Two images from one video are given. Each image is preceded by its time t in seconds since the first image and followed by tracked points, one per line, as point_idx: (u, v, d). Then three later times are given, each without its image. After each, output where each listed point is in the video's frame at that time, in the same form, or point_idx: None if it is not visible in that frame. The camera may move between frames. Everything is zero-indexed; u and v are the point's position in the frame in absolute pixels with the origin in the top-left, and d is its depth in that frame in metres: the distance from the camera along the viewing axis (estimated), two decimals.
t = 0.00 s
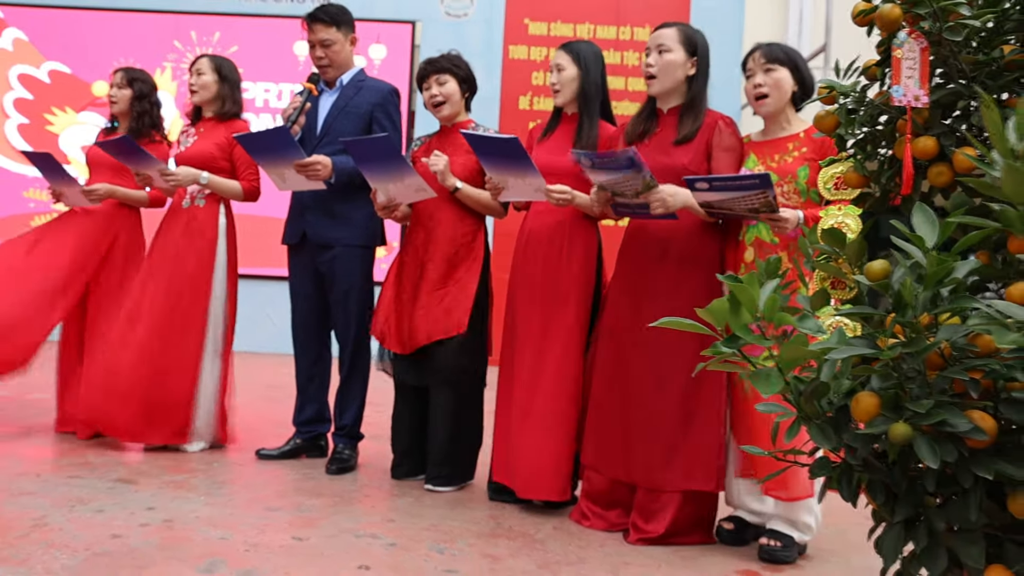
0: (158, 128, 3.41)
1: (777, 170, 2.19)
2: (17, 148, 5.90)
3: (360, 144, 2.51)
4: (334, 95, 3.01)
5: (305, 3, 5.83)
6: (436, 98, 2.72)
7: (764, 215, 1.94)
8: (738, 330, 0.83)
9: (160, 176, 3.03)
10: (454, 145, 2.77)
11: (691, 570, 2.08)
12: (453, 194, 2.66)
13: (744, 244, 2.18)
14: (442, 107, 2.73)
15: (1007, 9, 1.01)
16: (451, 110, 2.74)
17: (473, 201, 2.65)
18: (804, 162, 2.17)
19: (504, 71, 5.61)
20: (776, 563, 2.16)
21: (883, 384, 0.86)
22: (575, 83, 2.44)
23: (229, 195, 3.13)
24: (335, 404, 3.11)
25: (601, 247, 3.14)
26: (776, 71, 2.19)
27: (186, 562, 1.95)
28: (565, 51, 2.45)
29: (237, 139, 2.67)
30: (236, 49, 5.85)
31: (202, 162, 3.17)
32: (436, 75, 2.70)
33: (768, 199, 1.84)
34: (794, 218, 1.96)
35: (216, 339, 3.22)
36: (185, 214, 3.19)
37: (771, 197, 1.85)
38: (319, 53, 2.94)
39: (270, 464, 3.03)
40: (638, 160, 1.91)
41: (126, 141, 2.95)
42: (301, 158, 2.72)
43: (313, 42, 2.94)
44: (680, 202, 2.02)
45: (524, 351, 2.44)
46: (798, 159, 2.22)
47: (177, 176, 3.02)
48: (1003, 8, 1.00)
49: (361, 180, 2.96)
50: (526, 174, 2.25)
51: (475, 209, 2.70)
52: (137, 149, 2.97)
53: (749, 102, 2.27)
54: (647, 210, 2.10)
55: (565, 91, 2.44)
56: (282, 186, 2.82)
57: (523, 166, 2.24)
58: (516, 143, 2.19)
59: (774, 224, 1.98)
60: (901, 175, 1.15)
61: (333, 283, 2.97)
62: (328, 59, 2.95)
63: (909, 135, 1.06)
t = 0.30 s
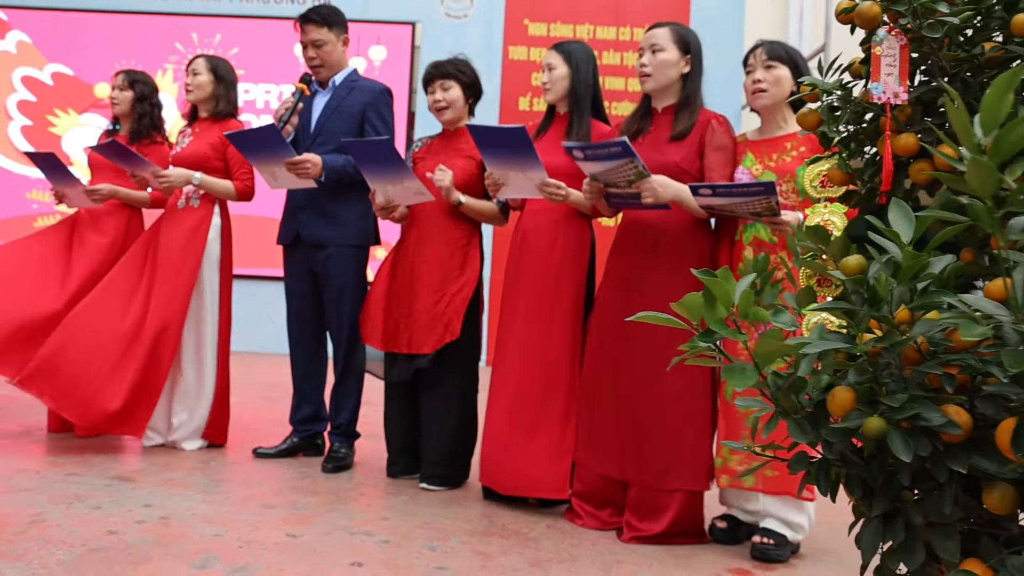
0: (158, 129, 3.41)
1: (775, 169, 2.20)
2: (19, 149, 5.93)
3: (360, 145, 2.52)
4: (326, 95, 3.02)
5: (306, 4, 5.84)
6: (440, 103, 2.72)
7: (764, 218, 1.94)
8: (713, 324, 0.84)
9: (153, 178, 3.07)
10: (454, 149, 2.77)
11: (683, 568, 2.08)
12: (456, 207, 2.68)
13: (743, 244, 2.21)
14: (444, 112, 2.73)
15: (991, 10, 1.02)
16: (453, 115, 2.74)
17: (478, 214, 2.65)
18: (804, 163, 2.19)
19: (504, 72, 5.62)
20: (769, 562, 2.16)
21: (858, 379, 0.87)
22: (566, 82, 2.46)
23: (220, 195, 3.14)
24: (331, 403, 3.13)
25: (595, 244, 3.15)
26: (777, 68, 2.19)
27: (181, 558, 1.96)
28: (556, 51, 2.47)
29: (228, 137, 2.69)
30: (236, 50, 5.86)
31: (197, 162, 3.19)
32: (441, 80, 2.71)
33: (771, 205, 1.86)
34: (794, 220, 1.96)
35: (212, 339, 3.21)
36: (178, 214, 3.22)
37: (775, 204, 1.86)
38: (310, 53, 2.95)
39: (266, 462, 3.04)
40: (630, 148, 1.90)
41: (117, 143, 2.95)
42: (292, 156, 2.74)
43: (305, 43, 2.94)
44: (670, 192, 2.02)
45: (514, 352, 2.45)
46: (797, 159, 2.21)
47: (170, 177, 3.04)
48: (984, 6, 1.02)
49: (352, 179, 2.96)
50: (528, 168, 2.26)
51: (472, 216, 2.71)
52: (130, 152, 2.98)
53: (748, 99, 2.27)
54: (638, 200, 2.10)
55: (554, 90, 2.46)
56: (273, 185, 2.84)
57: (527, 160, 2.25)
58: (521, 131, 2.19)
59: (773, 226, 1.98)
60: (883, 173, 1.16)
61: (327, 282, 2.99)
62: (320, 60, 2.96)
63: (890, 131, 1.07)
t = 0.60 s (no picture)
0: (169, 132, 3.45)
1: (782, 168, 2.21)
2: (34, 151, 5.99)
3: (369, 153, 2.55)
4: (331, 98, 3.05)
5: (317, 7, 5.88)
6: (451, 98, 2.72)
7: (766, 204, 1.94)
8: (699, 320, 0.85)
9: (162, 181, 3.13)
10: (461, 150, 2.78)
11: (683, 567, 2.09)
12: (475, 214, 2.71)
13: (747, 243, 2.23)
14: (454, 107, 2.73)
15: (986, 10, 1.02)
16: (462, 112, 2.74)
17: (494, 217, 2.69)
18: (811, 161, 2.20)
19: (513, 74, 5.64)
20: (770, 562, 2.18)
21: (843, 375, 0.88)
22: (565, 83, 2.51)
23: (229, 195, 3.18)
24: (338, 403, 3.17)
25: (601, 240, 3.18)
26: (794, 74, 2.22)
27: (187, 553, 1.98)
28: (555, 53, 2.52)
29: (234, 135, 2.74)
30: (248, 53, 5.91)
31: (205, 163, 3.23)
32: (458, 77, 2.72)
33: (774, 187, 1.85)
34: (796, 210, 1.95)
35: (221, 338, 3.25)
36: (188, 214, 3.25)
37: (777, 186, 1.86)
38: (315, 56, 2.98)
39: (273, 461, 3.07)
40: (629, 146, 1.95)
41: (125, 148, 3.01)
42: (297, 155, 2.77)
43: (309, 46, 2.98)
44: (669, 190, 2.06)
45: (512, 353, 2.46)
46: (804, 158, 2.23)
47: (178, 179, 3.08)
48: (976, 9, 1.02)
49: (357, 181, 2.99)
50: (538, 164, 2.29)
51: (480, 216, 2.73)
52: (138, 155, 3.04)
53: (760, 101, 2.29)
54: (636, 198, 2.13)
55: (554, 91, 2.51)
56: (279, 185, 2.88)
57: (535, 156, 2.28)
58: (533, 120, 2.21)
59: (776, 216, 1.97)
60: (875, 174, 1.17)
61: (331, 283, 3.02)
62: (323, 63, 2.99)
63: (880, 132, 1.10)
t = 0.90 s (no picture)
0: (207, 138, 3.54)
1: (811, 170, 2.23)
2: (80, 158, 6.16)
3: (404, 156, 2.59)
4: (363, 105, 3.12)
5: (353, 14, 5.98)
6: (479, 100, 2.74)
7: (789, 202, 1.97)
8: (705, 320, 0.89)
9: (203, 185, 3.23)
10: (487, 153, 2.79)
11: (709, 566, 2.12)
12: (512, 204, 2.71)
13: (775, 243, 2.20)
14: (482, 108, 2.73)
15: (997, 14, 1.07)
16: (490, 112, 2.74)
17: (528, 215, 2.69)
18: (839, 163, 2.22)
19: (547, 78, 5.69)
20: (796, 562, 2.20)
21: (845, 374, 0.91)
22: (587, 87, 2.56)
23: (268, 200, 3.27)
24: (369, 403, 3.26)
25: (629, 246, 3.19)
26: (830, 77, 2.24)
27: (225, 546, 2.05)
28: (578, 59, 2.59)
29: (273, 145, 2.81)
30: (286, 60, 6.02)
31: (245, 169, 3.33)
32: (481, 79, 2.73)
33: (795, 183, 1.87)
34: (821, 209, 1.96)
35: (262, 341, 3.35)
36: (228, 218, 3.33)
37: (798, 182, 1.88)
38: (348, 64, 3.08)
39: (308, 459, 3.15)
40: (653, 157, 2.01)
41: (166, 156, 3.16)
42: (335, 163, 2.86)
43: (343, 55, 3.07)
44: (691, 197, 2.11)
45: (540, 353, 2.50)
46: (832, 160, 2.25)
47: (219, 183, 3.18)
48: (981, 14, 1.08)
49: (392, 185, 3.05)
50: (561, 171, 2.33)
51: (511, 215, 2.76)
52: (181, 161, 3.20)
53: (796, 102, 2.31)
54: (659, 205, 2.20)
55: (575, 94, 2.56)
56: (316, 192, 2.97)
57: (557, 160, 2.31)
58: (549, 129, 2.25)
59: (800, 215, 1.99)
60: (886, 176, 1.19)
61: (364, 284, 3.09)
62: (357, 71, 3.09)
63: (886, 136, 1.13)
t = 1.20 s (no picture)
0: (286, 143, 3.71)
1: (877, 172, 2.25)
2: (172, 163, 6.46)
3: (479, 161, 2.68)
4: (438, 109, 3.22)
5: (431, 18, 6.12)
6: (549, 103, 2.82)
7: (857, 208, 1.98)
8: (744, 320, 0.94)
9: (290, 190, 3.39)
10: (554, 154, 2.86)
11: (773, 563, 2.15)
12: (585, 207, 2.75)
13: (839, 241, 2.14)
14: (552, 111, 2.81)
15: None
16: (560, 115, 2.82)
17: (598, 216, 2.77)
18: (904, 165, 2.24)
19: (623, 78, 5.74)
20: (862, 562, 2.21)
21: (880, 371, 0.96)
22: (663, 87, 2.64)
23: (353, 204, 3.41)
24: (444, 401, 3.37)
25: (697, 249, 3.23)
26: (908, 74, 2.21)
27: (306, 530, 2.17)
28: (651, 59, 2.66)
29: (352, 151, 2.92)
30: (367, 64, 6.20)
31: (331, 174, 3.46)
32: (551, 82, 2.81)
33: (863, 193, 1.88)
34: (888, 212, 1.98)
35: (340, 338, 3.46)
36: (316, 223, 3.48)
37: (866, 191, 1.89)
38: (423, 69, 3.18)
39: (386, 453, 3.27)
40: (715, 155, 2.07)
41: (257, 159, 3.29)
42: (407, 168, 2.99)
43: (418, 61, 3.18)
44: (753, 197, 2.17)
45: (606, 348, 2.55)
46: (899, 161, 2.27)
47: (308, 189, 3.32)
48: None
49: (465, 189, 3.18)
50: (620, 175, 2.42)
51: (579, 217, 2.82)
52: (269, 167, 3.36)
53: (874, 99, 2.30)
54: (720, 203, 2.25)
55: (651, 95, 2.63)
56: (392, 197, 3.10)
57: (617, 167, 2.40)
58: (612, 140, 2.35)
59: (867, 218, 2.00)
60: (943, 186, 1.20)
61: (438, 284, 3.20)
62: (431, 76, 3.20)
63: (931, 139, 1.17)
